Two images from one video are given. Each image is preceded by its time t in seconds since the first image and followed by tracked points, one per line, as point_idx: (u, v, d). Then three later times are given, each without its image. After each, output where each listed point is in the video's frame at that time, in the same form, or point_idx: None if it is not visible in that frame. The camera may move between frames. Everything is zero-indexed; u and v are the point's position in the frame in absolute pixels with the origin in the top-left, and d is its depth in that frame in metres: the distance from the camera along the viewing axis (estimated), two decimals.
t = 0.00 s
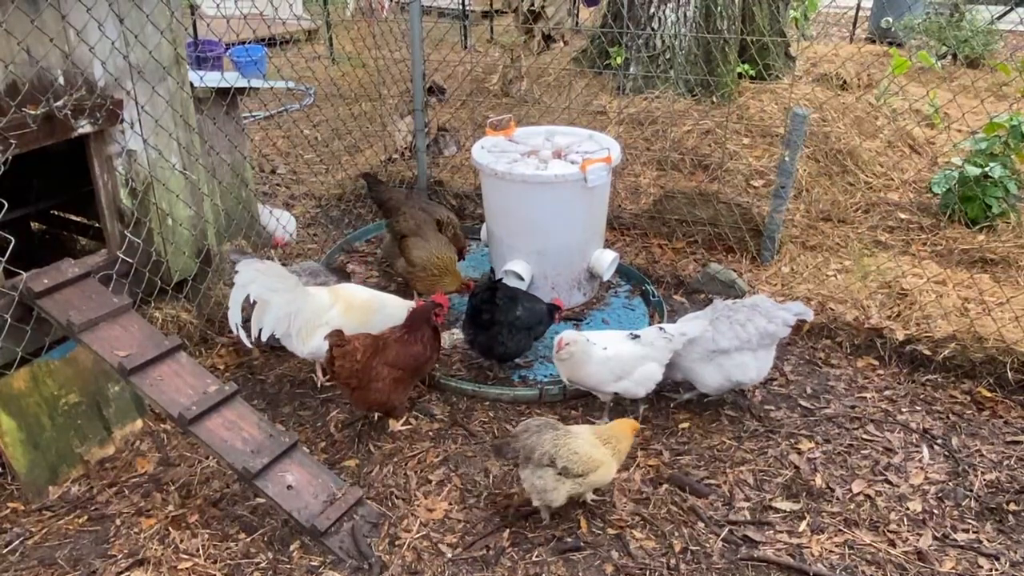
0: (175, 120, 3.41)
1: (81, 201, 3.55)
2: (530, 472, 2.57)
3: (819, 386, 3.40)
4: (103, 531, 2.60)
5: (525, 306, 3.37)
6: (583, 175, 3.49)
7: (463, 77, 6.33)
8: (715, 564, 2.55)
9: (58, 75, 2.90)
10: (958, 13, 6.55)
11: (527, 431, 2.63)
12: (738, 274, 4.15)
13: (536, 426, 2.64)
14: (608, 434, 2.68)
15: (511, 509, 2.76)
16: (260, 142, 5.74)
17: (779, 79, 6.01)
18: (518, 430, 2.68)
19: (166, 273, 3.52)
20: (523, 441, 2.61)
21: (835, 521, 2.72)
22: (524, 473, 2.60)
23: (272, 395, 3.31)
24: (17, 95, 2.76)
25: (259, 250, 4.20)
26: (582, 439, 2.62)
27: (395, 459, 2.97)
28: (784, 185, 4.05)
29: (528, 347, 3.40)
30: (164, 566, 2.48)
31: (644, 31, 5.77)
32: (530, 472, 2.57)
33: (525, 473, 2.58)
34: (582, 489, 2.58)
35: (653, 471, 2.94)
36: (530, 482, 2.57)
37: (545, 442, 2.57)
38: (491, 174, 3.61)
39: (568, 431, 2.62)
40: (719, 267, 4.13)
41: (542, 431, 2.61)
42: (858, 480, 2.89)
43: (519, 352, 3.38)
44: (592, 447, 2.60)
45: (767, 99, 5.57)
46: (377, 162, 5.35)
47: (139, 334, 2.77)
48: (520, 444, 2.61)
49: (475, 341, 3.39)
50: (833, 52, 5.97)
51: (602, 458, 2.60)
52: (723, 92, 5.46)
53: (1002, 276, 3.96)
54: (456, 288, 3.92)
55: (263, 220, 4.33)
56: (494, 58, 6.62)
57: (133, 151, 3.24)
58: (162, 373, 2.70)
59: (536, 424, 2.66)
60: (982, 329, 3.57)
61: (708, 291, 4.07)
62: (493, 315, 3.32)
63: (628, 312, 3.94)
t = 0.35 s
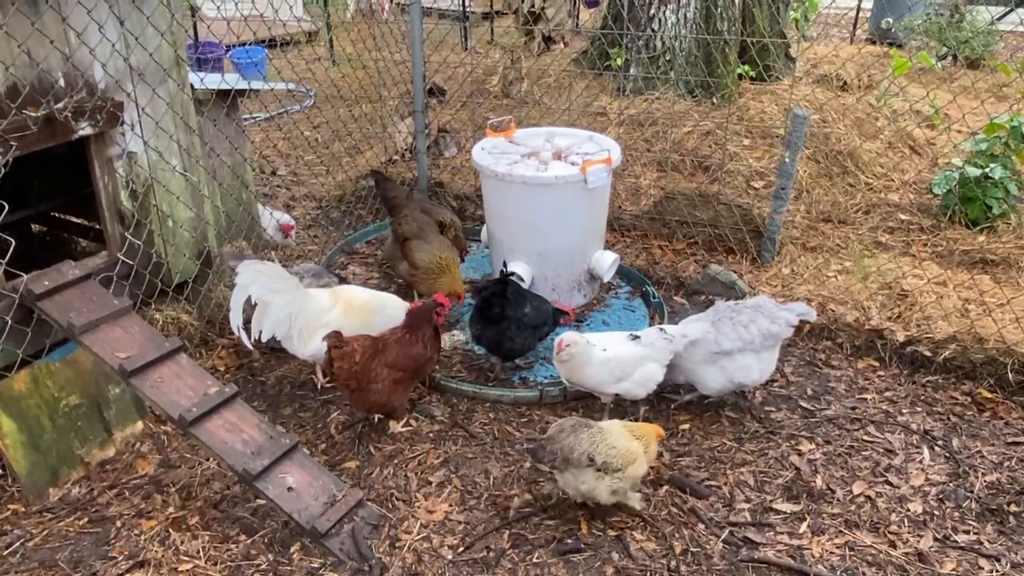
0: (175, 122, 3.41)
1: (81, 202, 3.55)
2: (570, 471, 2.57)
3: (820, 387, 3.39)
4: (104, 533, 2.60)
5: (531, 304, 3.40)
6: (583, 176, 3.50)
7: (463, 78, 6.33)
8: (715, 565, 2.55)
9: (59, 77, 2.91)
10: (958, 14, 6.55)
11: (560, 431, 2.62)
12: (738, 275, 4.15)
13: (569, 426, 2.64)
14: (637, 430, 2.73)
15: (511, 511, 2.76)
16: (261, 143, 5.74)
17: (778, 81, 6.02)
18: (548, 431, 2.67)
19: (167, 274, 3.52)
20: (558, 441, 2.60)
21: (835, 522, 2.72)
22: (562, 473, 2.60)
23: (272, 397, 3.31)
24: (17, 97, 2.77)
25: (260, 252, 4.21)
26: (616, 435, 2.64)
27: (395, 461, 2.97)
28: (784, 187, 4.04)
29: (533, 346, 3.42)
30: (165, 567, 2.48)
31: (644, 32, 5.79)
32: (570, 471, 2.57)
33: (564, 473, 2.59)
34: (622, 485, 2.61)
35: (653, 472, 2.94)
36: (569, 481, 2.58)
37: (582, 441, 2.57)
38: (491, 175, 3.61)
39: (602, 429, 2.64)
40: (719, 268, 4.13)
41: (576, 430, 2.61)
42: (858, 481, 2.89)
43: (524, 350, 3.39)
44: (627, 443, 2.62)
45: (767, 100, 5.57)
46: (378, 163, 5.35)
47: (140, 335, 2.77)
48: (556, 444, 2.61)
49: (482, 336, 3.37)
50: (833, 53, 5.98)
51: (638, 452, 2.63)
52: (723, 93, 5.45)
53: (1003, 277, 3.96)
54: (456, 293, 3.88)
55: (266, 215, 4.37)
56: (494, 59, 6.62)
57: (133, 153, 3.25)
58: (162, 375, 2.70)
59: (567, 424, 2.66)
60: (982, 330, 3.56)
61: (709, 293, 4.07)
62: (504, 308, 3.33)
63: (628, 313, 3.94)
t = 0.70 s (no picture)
0: (176, 123, 3.41)
1: (82, 203, 3.56)
2: (623, 483, 2.56)
3: (820, 388, 3.39)
4: (104, 534, 2.60)
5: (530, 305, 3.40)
6: (583, 177, 3.50)
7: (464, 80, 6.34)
8: (715, 566, 2.55)
9: (59, 78, 2.91)
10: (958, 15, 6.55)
11: (611, 443, 2.57)
12: (738, 276, 4.16)
13: (618, 436, 2.59)
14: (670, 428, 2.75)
15: (511, 512, 2.76)
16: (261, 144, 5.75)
17: (778, 82, 6.03)
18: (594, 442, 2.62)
19: (167, 275, 3.53)
20: (609, 453, 2.56)
21: (836, 523, 2.72)
22: (610, 484, 2.58)
23: (272, 398, 3.31)
24: (18, 99, 2.77)
25: (260, 253, 4.21)
26: (660, 442, 2.63)
27: (395, 462, 2.97)
28: (784, 188, 4.04)
29: (533, 347, 3.43)
30: (165, 568, 2.48)
31: (644, 33, 5.81)
32: (623, 483, 2.56)
33: (616, 485, 2.57)
34: (661, 488, 2.65)
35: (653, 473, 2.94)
36: (620, 492, 2.57)
37: (635, 453, 2.56)
38: (491, 176, 3.61)
39: (650, 438, 2.62)
40: (719, 269, 4.13)
41: (626, 440, 2.58)
42: (858, 482, 2.89)
43: (525, 351, 3.39)
44: (671, 449, 2.64)
45: (767, 101, 5.58)
46: (378, 164, 5.35)
47: (140, 337, 2.77)
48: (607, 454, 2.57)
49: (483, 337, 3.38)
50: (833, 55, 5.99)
51: (680, 457, 2.66)
52: (723, 94, 5.45)
53: (1003, 278, 3.96)
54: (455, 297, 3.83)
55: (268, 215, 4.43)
56: (494, 60, 6.62)
57: (134, 154, 3.25)
58: (162, 376, 2.70)
59: (613, 434, 2.61)
60: (982, 331, 3.56)
61: (708, 293, 4.08)
62: (507, 307, 3.34)
63: (628, 314, 3.94)
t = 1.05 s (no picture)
0: (176, 123, 3.41)
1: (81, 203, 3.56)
2: (652, 459, 2.59)
3: (819, 389, 3.39)
4: (103, 534, 2.60)
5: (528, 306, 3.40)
6: (583, 178, 3.50)
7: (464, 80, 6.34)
8: (715, 567, 2.55)
9: (58, 78, 2.91)
10: (958, 15, 6.55)
11: (636, 422, 2.61)
12: (738, 276, 4.16)
13: (641, 414, 2.64)
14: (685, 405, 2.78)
15: (511, 513, 2.75)
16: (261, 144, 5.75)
17: (778, 83, 6.03)
18: (619, 425, 2.65)
19: (166, 275, 3.52)
20: (637, 431, 2.60)
21: (835, 524, 2.72)
22: (640, 463, 2.61)
23: (272, 398, 3.31)
24: (17, 99, 2.77)
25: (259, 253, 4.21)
26: (680, 415, 2.67)
27: (395, 462, 2.97)
28: (784, 188, 4.04)
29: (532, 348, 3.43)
30: (164, 569, 2.48)
31: (644, 34, 5.81)
32: (652, 460, 2.59)
33: (645, 462, 2.60)
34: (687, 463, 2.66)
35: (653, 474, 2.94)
36: (650, 469, 2.60)
37: (661, 426, 2.59)
38: (491, 176, 3.61)
39: (671, 413, 2.66)
40: (719, 270, 4.14)
41: (649, 416, 2.62)
42: (858, 483, 2.89)
43: (524, 352, 3.39)
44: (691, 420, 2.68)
45: (767, 101, 5.57)
46: (378, 164, 5.35)
47: (140, 337, 2.77)
48: (634, 433, 2.60)
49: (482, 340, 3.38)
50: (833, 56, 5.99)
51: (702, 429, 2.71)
52: (723, 95, 5.46)
53: (1002, 279, 3.96)
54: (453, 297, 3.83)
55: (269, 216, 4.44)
56: (494, 61, 6.62)
57: (133, 154, 3.25)
58: (162, 377, 2.70)
59: (636, 414, 2.66)
60: (982, 332, 3.56)
61: (708, 294, 4.09)
62: (505, 309, 3.36)
63: (628, 315, 3.94)
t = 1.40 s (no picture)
0: (175, 123, 3.41)
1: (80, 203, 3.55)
2: (671, 449, 2.66)
3: (818, 389, 3.40)
4: (101, 534, 2.59)
5: (527, 306, 3.40)
6: (582, 178, 3.50)
7: (463, 80, 6.33)
8: (714, 568, 2.55)
9: (58, 77, 2.91)
10: (957, 17, 6.56)
11: (650, 414, 2.68)
12: (737, 277, 4.16)
13: (653, 405, 2.70)
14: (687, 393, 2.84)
15: (509, 513, 2.75)
16: (260, 144, 5.75)
17: (777, 84, 6.04)
18: (632, 420, 2.72)
19: (165, 275, 3.52)
20: (652, 424, 2.67)
21: (834, 525, 2.72)
22: (659, 455, 2.68)
23: (270, 398, 3.31)
24: (16, 97, 2.77)
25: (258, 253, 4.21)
26: (688, 401, 2.73)
27: (394, 462, 2.97)
28: (783, 189, 4.04)
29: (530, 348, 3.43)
30: (162, 569, 2.48)
31: (644, 35, 5.81)
32: (670, 449, 2.66)
33: (664, 453, 2.67)
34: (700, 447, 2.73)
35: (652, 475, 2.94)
36: (668, 459, 2.68)
37: (673, 416, 2.66)
38: (491, 176, 3.60)
39: (681, 401, 2.72)
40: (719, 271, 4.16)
41: (661, 407, 2.68)
42: (856, 483, 2.89)
43: (523, 352, 3.39)
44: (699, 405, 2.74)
45: (766, 102, 5.57)
46: (377, 164, 5.35)
47: (138, 337, 2.76)
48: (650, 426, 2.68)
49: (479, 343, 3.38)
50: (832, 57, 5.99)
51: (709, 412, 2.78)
52: (723, 95, 5.46)
53: (1001, 280, 3.96)
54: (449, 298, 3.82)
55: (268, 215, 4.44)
56: (493, 61, 6.62)
57: (132, 154, 3.24)
58: (160, 376, 2.69)
59: (647, 406, 2.72)
60: (981, 334, 3.56)
61: (707, 294, 4.09)
62: (500, 311, 3.37)
63: (627, 315, 3.94)
